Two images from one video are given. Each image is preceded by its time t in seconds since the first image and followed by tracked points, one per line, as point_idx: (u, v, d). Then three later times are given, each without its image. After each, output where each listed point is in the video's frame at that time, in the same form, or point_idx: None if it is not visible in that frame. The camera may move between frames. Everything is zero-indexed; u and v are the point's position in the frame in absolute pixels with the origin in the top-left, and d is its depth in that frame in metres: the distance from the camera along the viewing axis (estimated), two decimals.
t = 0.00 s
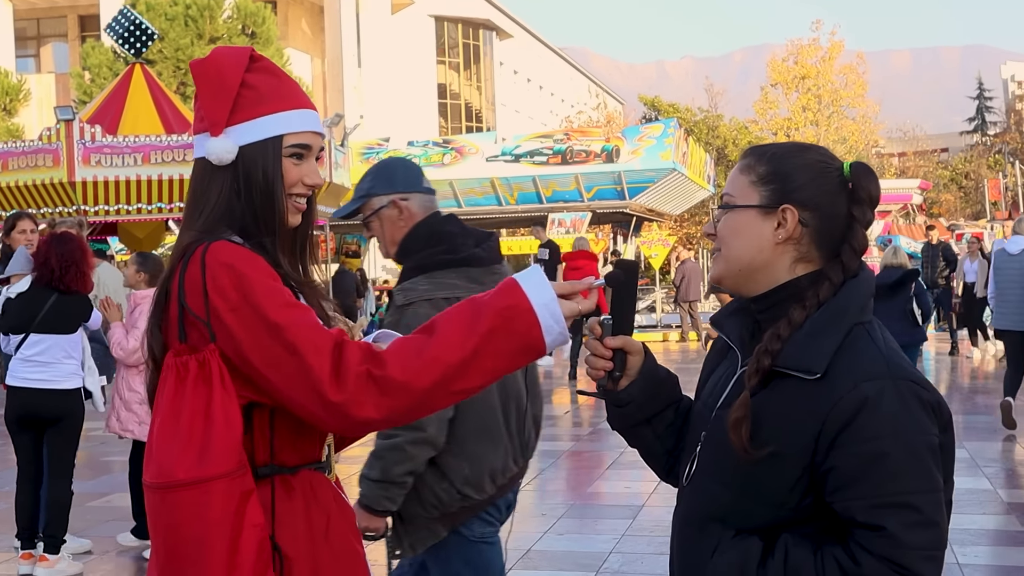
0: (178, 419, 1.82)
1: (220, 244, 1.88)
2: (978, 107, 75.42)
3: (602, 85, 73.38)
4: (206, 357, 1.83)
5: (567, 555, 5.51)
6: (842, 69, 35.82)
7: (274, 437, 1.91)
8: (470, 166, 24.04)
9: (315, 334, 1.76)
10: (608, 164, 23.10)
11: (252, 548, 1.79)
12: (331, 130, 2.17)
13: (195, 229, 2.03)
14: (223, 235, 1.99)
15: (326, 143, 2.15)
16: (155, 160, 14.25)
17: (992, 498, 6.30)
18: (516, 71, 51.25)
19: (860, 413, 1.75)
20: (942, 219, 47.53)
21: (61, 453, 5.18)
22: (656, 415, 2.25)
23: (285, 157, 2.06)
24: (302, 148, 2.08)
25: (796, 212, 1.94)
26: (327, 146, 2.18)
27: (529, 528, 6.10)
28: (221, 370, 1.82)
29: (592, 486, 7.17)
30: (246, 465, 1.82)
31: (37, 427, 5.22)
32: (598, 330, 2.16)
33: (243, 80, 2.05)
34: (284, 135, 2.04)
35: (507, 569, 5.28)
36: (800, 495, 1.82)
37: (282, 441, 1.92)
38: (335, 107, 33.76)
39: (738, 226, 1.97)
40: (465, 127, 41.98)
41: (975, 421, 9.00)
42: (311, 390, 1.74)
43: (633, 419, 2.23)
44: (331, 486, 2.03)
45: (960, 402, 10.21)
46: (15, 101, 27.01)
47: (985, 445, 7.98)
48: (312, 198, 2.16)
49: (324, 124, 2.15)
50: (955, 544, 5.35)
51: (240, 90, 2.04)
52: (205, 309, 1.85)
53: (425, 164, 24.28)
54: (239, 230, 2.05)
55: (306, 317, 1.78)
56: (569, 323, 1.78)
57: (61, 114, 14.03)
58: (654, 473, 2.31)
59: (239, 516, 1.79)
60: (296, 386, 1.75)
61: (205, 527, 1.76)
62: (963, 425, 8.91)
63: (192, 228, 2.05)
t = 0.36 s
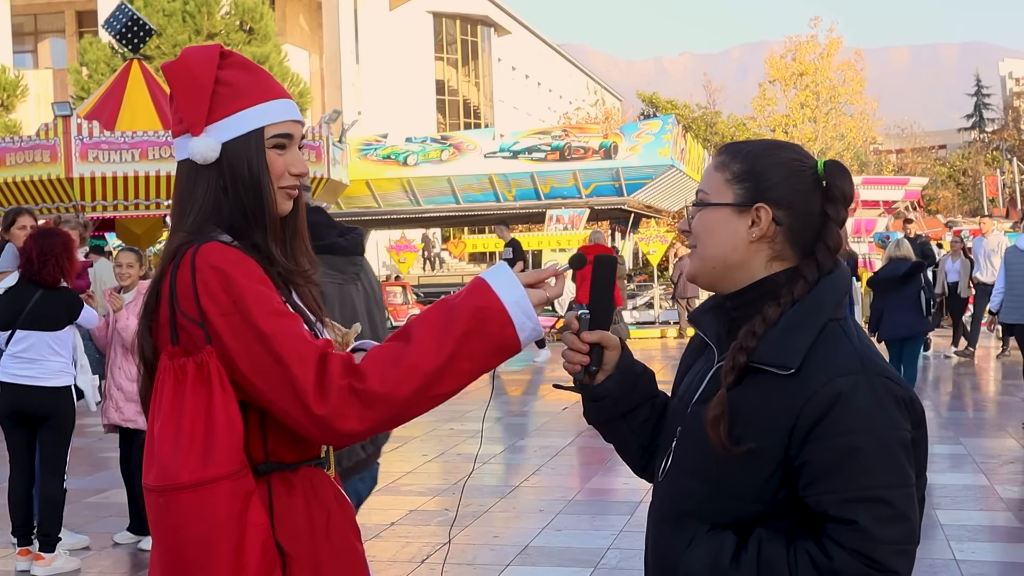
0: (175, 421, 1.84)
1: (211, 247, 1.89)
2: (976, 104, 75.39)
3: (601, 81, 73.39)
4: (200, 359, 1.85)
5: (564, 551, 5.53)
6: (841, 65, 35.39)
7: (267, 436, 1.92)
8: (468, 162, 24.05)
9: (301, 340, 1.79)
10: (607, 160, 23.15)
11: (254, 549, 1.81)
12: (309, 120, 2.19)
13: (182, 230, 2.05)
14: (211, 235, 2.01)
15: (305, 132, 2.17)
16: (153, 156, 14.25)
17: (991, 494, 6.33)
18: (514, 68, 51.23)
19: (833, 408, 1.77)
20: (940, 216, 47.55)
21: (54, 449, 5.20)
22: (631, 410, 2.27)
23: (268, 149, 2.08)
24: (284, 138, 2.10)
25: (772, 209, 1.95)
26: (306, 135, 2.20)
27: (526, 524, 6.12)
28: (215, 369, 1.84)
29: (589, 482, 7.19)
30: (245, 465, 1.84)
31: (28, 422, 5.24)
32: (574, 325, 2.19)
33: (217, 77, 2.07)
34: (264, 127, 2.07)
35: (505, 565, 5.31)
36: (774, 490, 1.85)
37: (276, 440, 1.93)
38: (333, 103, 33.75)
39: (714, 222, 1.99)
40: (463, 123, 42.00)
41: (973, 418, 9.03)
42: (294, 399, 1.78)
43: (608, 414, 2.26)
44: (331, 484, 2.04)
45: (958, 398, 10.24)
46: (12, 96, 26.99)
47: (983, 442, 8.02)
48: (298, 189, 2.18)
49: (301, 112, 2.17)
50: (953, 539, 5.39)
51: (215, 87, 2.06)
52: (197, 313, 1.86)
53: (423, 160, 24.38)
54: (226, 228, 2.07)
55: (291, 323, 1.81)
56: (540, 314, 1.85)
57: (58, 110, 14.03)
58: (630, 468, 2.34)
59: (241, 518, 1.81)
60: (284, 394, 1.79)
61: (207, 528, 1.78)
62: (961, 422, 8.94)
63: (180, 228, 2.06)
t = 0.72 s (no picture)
0: (158, 419, 1.88)
1: (211, 243, 1.93)
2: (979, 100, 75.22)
3: (602, 77, 73.34)
4: (184, 358, 1.88)
5: (568, 547, 5.54)
6: (844, 62, 35.59)
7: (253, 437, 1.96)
8: (471, 158, 24.01)
9: (278, 347, 1.84)
10: (610, 156, 23.25)
11: (230, 548, 1.85)
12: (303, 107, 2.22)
13: (183, 225, 2.08)
14: (211, 231, 2.03)
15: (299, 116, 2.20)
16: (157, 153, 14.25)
17: (996, 491, 6.34)
18: (517, 64, 51.19)
19: (824, 404, 1.78)
20: (943, 212, 47.48)
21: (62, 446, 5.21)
22: (623, 408, 2.29)
23: (259, 129, 2.10)
24: (277, 117, 2.14)
25: (761, 203, 1.97)
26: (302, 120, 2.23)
27: (531, 520, 6.14)
28: (201, 367, 1.87)
29: (592, 478, 7.20)
30: (224, 464, 1.88)
31: (38, 420, 5.27)
32: (561, 325, 2.22)
33: (200, 74, 2.12)
34: (252, 111, 2.09)
35: (509, 561, 5.33)
36: (766, 487, 1.86)
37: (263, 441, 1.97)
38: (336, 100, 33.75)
39: (702, 216, 2.01)
40: (465, 119, 42.00)
41: (977, 415, 9.04)
42: (269, 408, 1.82)
43: (600, 412, 2.27)
44: (329, 480, 2.08)
45: (961, 395, 10.24)
46: (15, 93, 27.00)
47: (987, 438, 8.03)
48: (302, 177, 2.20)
49: (293, 94, 2.20)
50: (957, 535, 5.39)
51: (198, 83, 2.11)
52: (189, 312, 1.90)
53: (426, 157, 24.21)
54: (227, 219, 2.09)
55: (274, 328, 1.85)
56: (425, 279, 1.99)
57: (61, 106, 14.03)
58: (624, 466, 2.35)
59: (217, 519, 1.85)
60: (258, 401, 1.83)
61: (182, 529, 1.82)
62: (964, 418, 8.95)
63: (183, 224, 2.08)
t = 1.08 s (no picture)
0: (144, 413, 1.92)
1: (203, 241, 1.98)
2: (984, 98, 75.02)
3: (606, 75, 73.30)
4: (171, 353, 1.93)
5: (574, 545, 5.54)
6: (849, 59, 35.48)
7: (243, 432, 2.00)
8: (476, 157, 23.93)
9: (262, 344, 1.88)
10: (614, 155, 23.12)
11: (212, 543, 1.88)
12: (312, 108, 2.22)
13: (184, 221, 2.10)
14: (211, 229, 2.05)
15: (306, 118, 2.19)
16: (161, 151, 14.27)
17: (1003, 489, 6.33)
18: (521, 62, 51.15)
19: (837, 401, 1.78)
20: (949, 210, 47.36)
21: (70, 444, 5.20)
22: (638, 409, 2.28)
23: (265, 137, 2.10)
24: (285, 124, 2.13)
25: (771, 204, 1.96)
26: (310, 122, 2.23)
27: (536, 518, 6.13)
28: (188, 361, 1.92)
29: (598, 476, 7.20)
30: (210, 459, 1.90)
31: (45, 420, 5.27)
32: (574, 327, 2.23)
33: (210, 73, 2.13)
34: (259, 115, 2.09)
35: (515, 559, 5.33)
36: (782, 486, 1.86)
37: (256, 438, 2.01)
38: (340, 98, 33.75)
39: (713, 213, 2.00)
40: (470, 117, 41.98)
41: (982, 414, 9.03)
42: (251, 406, 1.87)
43: (615, 414, 2.26)
44: (329, 478, 2.10)
45: (967, 393, 10.23)
46: (21, 91, 27.02)
47: (992, 436, 8.01)
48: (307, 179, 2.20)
49: (303, 99, 2.20)
50: (963, 534, 5.39)
51: (209, 82, 2.11)
52: (179, 308, 1.94)
53: (431, 154, 24.32)
54: (227, 219, 2.10)
55: (260, 325, 1.90)
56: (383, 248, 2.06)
57: (67, 103, 14.04)
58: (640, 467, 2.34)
59: (200, 512, 1.88)
60: (242, 397, 1.88)
61: (164, 522, 1.85)
62: (970, 416, 8.93)
63: (183, 222, 2.10)
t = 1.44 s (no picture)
0: (141, 417, 1.91)
1: (206, 245, 1.97)
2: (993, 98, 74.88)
3: (615, 74, 73.24)
4: (167, 356, 1.94)
5: (582, 545, 5.52)
6: (858, 58, 35.51)
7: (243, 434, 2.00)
8: (485, 155, 23.99)
9: (259, 349, 1.87)
10: (623, 154, 23.01)
11: (205, 546, 1.86)
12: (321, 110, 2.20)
13: (193, 225, 2.10)
14: (216, 233, 2.04)
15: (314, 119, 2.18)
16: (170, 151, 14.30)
17: (1013, 490, 6.29)
18: (530, 61, 51.12)
19: (860, 400, 1.76)
20: (959, 209, 47.23)
21: (82, 442, 5.19)
22: (660, 407, 2.26)
23: (273, 140, 2.09)
24: (292, 127, 2.12)
25: (795, 206, 1.94)
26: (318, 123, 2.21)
27: (545, 518, 6.11)
28: (183, 365, 1.92)
29: (607, 476, 7.18)
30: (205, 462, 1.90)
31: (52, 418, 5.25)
32: (596, 324, 2.21)
33: (218, 74, 2.11)
34: (268, 119, 2.08)
35: (524, 559, 5.31)
36: (805, 486, 1.84)
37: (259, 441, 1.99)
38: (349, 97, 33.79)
39: (735, 214, 1.99)
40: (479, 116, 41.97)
41: (993, 413, 8.97)
42: (248, 411, 1.86)
43: (636, 412, 2.25)
44: (337, 479, 2.07)
45: (977, 393, 10.18)
46: (31, 90, 27.07)
47: (1002, 436, 7.97)
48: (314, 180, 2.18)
49: (312, 101, 2.19)
50: (974, 534, 5.35)
51: (216, 84, 2.09)
52: (179, 311, 1.95)
53: (440, 153, 24.34)
54: (235, 223, 2.09)
55: (259, 328, 1.89)
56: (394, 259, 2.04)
57: (76, 103, 14.08)
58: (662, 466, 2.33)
59: (194, 517, 1.86)
60: (240, 402, 1.87)
61: (158, 527, 1.84)
62: (981, 416, 8.88)
63: (193, 225, 2.10)
